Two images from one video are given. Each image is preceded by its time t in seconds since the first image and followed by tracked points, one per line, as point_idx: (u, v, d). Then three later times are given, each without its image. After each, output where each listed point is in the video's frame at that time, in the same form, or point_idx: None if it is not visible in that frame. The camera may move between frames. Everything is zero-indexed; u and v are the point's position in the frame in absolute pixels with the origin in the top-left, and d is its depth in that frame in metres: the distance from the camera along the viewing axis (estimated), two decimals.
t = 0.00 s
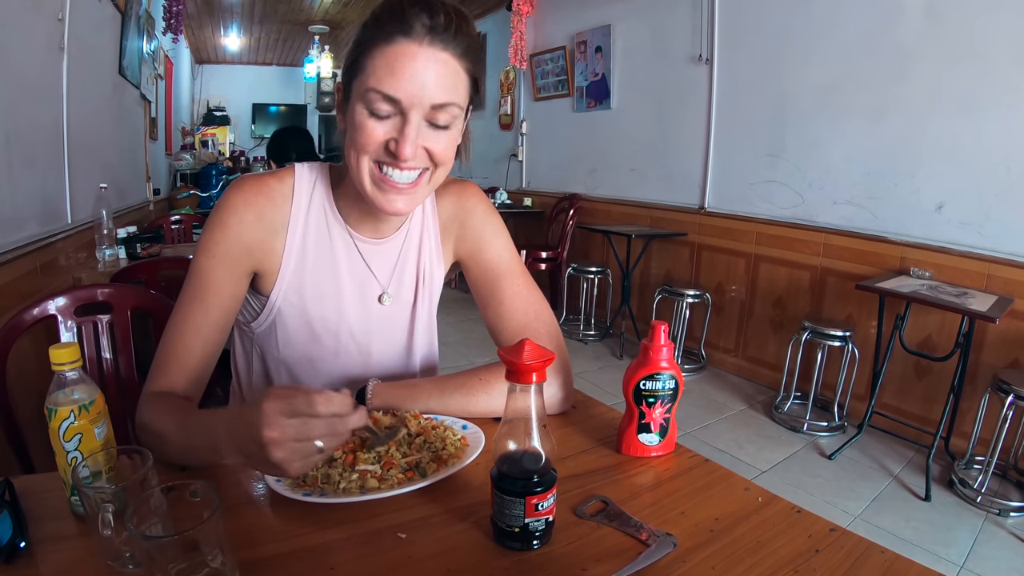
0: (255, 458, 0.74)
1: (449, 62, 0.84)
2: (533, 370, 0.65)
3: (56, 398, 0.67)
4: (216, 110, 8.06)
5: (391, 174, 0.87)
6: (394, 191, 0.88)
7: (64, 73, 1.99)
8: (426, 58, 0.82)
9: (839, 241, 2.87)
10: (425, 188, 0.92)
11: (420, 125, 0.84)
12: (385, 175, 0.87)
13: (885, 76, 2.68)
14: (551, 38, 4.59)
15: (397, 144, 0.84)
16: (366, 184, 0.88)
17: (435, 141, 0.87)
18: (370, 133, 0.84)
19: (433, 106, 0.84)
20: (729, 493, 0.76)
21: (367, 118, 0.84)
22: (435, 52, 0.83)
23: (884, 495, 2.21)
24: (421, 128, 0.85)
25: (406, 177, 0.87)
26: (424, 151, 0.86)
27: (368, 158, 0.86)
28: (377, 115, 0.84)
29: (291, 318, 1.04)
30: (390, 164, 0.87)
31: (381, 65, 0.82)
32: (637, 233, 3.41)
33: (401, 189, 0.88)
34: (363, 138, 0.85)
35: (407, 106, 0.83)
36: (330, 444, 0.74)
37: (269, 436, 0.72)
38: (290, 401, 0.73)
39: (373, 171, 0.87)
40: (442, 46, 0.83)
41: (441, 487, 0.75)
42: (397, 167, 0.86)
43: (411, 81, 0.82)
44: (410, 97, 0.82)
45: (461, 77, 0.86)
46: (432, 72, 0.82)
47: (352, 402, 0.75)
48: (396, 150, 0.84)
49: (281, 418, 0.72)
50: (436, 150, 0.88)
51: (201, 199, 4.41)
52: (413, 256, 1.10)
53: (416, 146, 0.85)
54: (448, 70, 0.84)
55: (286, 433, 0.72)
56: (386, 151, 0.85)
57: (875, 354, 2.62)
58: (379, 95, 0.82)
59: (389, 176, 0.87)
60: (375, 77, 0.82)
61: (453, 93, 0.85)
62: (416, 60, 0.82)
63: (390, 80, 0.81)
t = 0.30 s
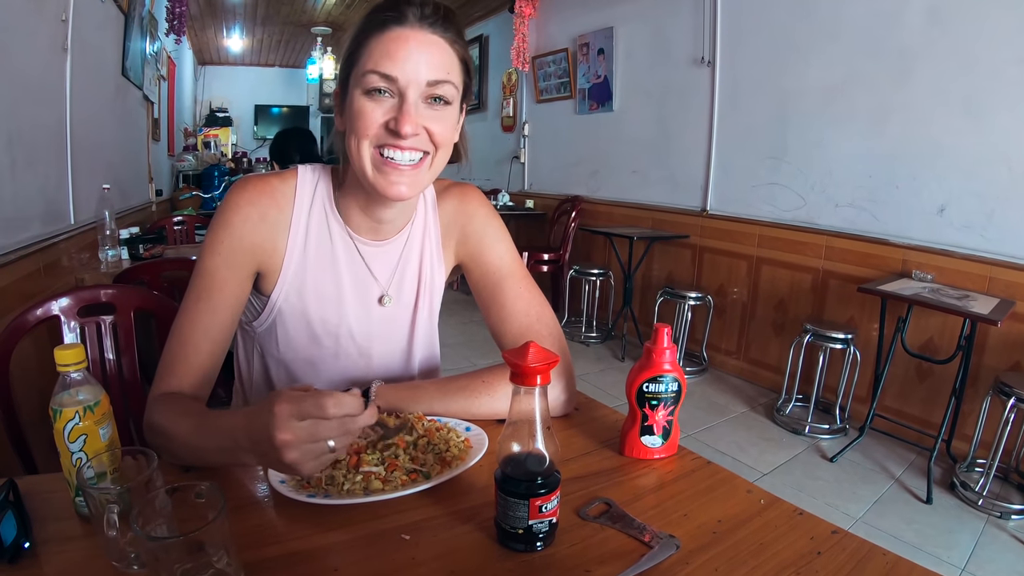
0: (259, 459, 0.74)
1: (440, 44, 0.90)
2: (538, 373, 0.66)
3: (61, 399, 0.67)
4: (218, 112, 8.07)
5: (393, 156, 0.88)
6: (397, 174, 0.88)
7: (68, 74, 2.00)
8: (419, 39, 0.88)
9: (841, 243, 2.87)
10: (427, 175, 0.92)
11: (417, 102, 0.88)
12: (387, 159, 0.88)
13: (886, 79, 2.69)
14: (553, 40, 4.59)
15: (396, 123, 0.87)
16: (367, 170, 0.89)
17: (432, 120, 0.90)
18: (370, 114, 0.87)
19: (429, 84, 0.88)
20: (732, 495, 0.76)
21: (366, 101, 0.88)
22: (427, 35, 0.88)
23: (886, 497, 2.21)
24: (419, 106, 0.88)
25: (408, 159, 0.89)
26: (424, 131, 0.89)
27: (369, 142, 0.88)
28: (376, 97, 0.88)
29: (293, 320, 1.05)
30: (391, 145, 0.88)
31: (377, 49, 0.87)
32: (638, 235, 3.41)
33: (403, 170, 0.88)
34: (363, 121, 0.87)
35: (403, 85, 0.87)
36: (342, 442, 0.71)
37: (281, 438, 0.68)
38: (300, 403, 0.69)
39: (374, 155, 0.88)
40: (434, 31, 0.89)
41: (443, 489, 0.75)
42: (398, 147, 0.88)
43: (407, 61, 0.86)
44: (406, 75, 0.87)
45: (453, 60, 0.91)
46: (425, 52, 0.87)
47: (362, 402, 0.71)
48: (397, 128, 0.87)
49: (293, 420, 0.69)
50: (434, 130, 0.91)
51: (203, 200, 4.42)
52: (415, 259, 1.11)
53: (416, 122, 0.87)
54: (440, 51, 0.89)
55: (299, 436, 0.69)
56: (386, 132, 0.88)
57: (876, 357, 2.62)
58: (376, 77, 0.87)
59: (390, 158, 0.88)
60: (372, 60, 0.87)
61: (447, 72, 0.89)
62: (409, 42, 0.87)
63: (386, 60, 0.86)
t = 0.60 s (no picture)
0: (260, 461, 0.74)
1: (442, 61, 0.87)
2: (539, 374, 0.66)
3: (62, 400, 0.67)
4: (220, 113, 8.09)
5: (393, 176, 0.89)
6: (396, 192, 0.89)
7: (69, 75, 2.00)
8: (419, 57, 0.86)
9: (843, 245, 2.87)
10: (427, 190, 0.93)
11: (417, 123, 0.87)
12: (387, 177, 0.89)
13: (887, 80, 2.69)
14: (554, 42, 4.60)
15: (396, 143, 0.86)
16: (367, 187, 0.89)
17: (432, 139, 0.89)
18: (370, 134, 0.87)
19: (429, 104, 0.87)
20: (734, 497, 0.76)
21: (366, 119, 0.87)
22: (427, 51, 0.86)
23: (888, 499, 2.20)
24: (419, 127, 0.87)
25: (408, 178, 0.89)
26: (423, 150, 0.89)
27: (369, 160, 0.88)
28: (376, 115, 0.86)
29: (295, 322, 1.05)
30: (390, 165, 0.88)
31: (377, 67, 0.85)
32: (639, 236, 3.41)
33: (403, 189, 0.90)
34: (363, 141, 0.87)
35: (403, 104, 0.86)
36: (341, 446, 0.69)
37: (279, 433, 0.68)
38: (302, 401, 0.69)
39: (374, 173, 0.89)
40: (435, 47, 0.87)
41: (444, 491, 0.75)
42: (398, 167, 0.88)
43: (407, 81, 0.85)
44: (406, 95, 0.85)
45: (455, 76, 0.89)
46: (426, 71, 0.85)
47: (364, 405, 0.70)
48: (396, 149, 0.86)
49: (293, 416, 0.68)
50: (435, 148, 0.90)
51: (205, 201, 4.43)
52: (417, 262, 1.11)
53: (415, 144, 0.87)
54: (441, 68, 0.87)
55: (296, 432, 0.68)
56: (386, 152, 0.87)
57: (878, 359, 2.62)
58: (376, 96, 0.85)
59: (390, 177, 0.89)
60: (371, 79, 0.85)
61: (448, 90, 0.88)
62: (410, 59, 0.85)
63: (386, 80, 0.84)
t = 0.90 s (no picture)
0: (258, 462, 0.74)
1: (476, 109, 0.81)
2: (537, 374, 0.66)
3: (62, 400, 0.67)
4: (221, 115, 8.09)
5: (406, 212, 0.87)
6: (408, 225, 0.88)
7: (70, 77, 2.01)
8: (452, 105, 0.79)
9: (843, 245, 2.87)
10: (437, 220, 0.92)
11: (441, 171, 0.82)
12: (401, 212, 0.87)
13: (887, 80, 2.69)
14: (555, 42, 4.60)
15: (417, 189, 0.83)
16: (380, 217, 0.88)
17: (453, 183, 0.86)
18: (390, 175, 0.82)
19: (457, 154, 0.82)
20: (734, 497, 0.76)
21: (388, 159, 0.82)
22: (461, 99, 0.79)
23: (889, 499, 2.20)
24: (442, 174, 0.83)
25: (422, 215, 0.87)
26: (441, 192, 0.86)
27: (386, 197, 0.85)
28: (399, 157, 0.81)
29: (295, 324, 1.05)
30: (408, 203, 0.86)
31: (406, 110, 0.79)
32: (640, 236, 3.41)
33: (415, 224, 0.88)
34: (382, 180, 0.83)
35: (430, 153, 0.80)
36: (351, 421, 0.69)
37: (289, 417, 0.67)
38: (310, 384, 0.67)
39: (388, 206, 0.86)
40: (470, 94, 0.80)
41: (444, 491, 0.75)
42: (414, 206, 0.86)
43: (438, 130, 0.79)
44: (434, 145, 0.80)
45: (485, 123, 0.84)
46: (457, 122, 0.79)
47: (374, 374, 0.68)
48: (416, 195, 0.83)
49: (300, 401, 0.67)
50: (454, 191, 0.87)
51: (206, 202, 4.43)
52: (417, 264, 1.11)
53: (437, 191, 0.84)
54: (473, 117, 0.81)
55: (306, 415, 0.68)
56: (405, 193, 0.84)
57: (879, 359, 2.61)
58: (402, 141, 0.80)
59: (404, 213, 0.87)
60: (399, 123, 0.79)
61: (477, 140, 0.83)
62: (443, 107, 0.79)
63: (416, 128, 0.78)
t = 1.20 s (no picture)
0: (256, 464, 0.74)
1: (472, 122, 0.80)
2: (536, 375, 0.66)
3: (60, 401, 0.67)
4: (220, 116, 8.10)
5: (405, 223, 0.86)
6: (406, 235, 0.88)
7: (69, 78, 2.01)
8: (447, 118, 0.79)
9: (843, 245, 2.87)
10: (436, 230, 0.92)
11: (437, 183, 0.82)
12: (399, 222, 0.87)
13: (886, 80, 2.69)
14: (554, 43, 4.60)
15: (413, 200, 0.83)
16: (380, 225, 0.88)
17: (450, 196, 0.85)
18: (387, 186, 0.83)
19: (452, 166, 0.81)
20: (733, 497, 0.76)
21: (385, 170, 0.82)
22: (456, 112, 0.79)
23: (889, 500, 2.20)
24: (438, 186, 0.83)
25: (419, 225, 0.87)
26: (438, 204, 0.85)
27: (384, 207, 0.85)
28: (395, 168, 0.82)
29: (298, 327, 1.05)
30: (405, 213, 0.86)
31: (400, 123, 0.79)
32: (639, 236, 3.41)
33: (414, 234, 0.88)
34: (379, 191, 0.84)
35: (425, 166, 0.80)
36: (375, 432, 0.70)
37: (320, 415, 0.68)
38: (350, 389, 0.69)
39: (387, 217, 0.87)
40: (466, 106, 0.79)
41: (443, 492, 0.75)
42: (412, 216, 0.86)
43: (432, 142, 0.79)
44: (429, 158, 0.80)
45: (483, 135, 0.83)
46: (452, 135, 0.79)
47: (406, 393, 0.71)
48: (412, 206, 0.83)
49: (335, 400, 0.68)
50: (452, 203, 0.86)
51: (205, 204, 4.42)
52: (421, 266, 1.11)
53: (432, 203, 0.83)
54: (470, 129, 0.80)
55: (337, 416, 0.68)
56: (401, 204, 0.84)
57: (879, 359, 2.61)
58: (397, 153, 0.80)
59: (402, 224, 0.87)
60: (394, 135, 0.79)
61: (473, 152, 0.82)
62: (438, 120, 0.78)
63: (410, 140, 0.78)
